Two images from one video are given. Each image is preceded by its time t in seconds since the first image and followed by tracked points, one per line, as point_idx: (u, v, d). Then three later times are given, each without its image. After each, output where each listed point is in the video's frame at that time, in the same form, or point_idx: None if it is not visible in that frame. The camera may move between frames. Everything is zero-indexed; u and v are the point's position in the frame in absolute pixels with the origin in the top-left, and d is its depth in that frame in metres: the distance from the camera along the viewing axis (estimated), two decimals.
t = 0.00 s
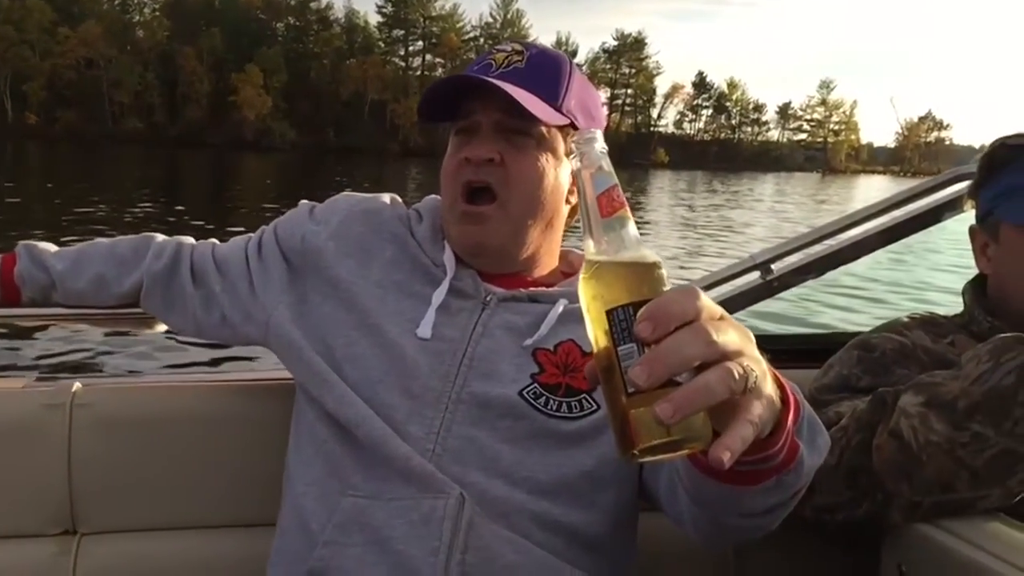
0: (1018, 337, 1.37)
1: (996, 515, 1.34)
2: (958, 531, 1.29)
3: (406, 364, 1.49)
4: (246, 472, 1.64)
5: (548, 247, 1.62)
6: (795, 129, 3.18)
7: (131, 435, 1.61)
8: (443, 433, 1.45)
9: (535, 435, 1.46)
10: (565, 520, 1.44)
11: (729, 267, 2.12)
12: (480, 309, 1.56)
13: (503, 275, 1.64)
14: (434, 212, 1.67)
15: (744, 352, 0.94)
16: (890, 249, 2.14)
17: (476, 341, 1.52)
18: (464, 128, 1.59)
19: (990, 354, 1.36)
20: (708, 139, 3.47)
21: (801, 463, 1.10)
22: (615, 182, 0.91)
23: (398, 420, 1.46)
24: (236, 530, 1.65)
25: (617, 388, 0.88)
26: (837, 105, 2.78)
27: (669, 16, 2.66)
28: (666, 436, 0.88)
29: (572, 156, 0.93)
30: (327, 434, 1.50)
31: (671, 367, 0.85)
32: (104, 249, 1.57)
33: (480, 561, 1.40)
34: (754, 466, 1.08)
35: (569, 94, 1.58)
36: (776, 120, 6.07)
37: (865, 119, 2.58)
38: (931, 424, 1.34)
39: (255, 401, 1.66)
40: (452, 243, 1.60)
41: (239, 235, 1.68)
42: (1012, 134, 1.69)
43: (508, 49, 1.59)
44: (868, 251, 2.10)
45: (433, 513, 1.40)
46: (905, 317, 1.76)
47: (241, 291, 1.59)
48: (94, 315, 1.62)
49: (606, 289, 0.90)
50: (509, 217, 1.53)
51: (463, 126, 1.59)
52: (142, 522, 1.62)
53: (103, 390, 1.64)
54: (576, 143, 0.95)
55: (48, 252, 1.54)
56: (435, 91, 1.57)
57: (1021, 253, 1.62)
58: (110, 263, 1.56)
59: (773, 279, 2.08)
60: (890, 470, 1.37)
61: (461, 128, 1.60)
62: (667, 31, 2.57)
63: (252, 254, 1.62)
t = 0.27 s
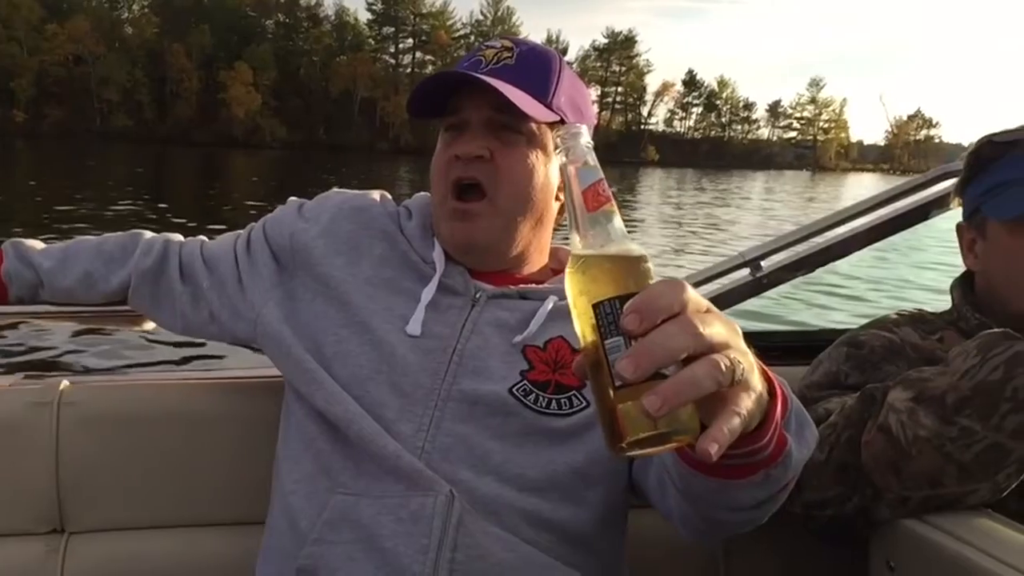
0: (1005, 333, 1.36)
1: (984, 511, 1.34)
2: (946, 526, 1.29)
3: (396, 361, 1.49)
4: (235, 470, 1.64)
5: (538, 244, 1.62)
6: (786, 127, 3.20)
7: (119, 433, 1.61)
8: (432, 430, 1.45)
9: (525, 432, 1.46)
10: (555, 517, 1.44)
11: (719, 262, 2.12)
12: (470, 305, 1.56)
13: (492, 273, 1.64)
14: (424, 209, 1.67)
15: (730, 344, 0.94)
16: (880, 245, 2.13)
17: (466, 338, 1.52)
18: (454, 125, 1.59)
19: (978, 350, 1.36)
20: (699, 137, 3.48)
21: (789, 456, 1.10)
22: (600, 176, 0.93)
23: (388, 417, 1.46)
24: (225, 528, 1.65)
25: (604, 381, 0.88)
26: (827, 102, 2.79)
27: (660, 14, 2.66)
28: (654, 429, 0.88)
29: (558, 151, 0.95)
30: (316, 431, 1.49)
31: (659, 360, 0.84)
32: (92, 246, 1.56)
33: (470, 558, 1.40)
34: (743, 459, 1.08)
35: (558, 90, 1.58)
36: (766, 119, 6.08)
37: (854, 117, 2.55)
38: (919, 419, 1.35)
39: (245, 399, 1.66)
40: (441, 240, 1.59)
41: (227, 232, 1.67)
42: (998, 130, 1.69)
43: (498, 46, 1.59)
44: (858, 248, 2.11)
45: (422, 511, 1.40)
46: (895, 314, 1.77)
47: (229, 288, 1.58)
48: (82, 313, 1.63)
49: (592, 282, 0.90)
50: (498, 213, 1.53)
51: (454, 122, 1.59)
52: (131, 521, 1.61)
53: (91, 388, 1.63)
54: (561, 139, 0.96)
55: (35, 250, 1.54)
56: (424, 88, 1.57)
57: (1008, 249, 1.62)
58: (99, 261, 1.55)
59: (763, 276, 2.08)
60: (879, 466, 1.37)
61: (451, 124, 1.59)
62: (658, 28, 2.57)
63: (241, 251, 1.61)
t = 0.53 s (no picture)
0: (993, 331, 1.39)
1: (973, 508, 1.35)
2: (935, 524, 1.29)
3: (387, 360, 1.48)
4: (226, 470, 1.63)
5: (528, 242, 1.62)
6: (776, 126, 3.18)
7: (109, 433, 1.60)
8: (423, 429, 1.45)
9: (516, 431, 1.46)
10: (546, 516, 1.44)
11: (710, 262, 2.13)
12: (460, 305, 1.56)
13: (483, 271, 1.63)
14: (414, 208, 1.67)
15: (717, 339, 0.94)
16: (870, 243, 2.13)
17: (457, 337, 1.52)
18: (444, 124, 1.58)
19: (967, 347, 1.38)
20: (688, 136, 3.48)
21: (778, 451, 1.11)
22: (587, 173, 0.93)
23: (378, 416, 1.46)
24: (216, 528, 1.64)
25: (593, 377, 0.88)
26: (817, 102, 2.80)
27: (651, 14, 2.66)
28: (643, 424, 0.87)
29: (544, 148, 0.95)
30: (306, 431, 1.49)
31: (646, 354, 0.84)
32: (81, 246, 1.55)
33: (461, 558, 1.39)
34: (731, 456, 1.08)
35: (549, 89, 1.58)
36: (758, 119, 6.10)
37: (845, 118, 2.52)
38: (909, 416, 1.35)
39: (235, 398, 1.65)
40: (432, 239, 1.59)
41: (217, 231, 1.67)
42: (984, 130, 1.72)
43: (488, 45, 1.59)
44: (848, 247, 2.11)
45: (413, 510, 1.40)
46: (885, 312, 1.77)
47: (219, 288, 1.58)
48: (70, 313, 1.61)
49: (580, 278, 0.90)
50: (489, 211, 1.53)
51: (444, 121, 1.59)
52: (121, 520, 1.60)
53: (80, 388, 1.62)
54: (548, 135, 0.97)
55: (24, 249, 1.52)
56: (414, 86, 1.57)
57: (997, 248, 1.62)
58: (88, 260, 1.54)
59: (753, 275, 2.09)
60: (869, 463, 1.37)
61: (441, 123, 1.59)
62: (649, 27, 2.58)
63: (231, 250, 1.61)
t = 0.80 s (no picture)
0: (981, 330, 1.40)
1: (962, 506, 1.35)
2: (924, 522, 1.29)
3: (378, 360, 1.48)
4: (218, 471, 1.63)
5: (519, 243, 1.62)
6: (766, 126, 3.23)
7: (100, 434, 1.60)
8: (414, 430, 1.45)
9: (507, 431, 1.46)
10: (537, 516, 1.44)
11: (701, 261, 2.13)
12: (451, 305, 1.55)
13: (473, 271, 1.63)
14: (405, 208, 1.67)
15: (704, 334, 0.94)
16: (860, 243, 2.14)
17: (448, 337, 1.52)
18: (435, 124, 1.58)
19: (955, 345, 1.39)
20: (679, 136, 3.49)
21: (767, 448, 1.11)
22: (572, 170, 0.93)
23: (369, 417, 1.46)
24: (207, 529, 1.64)
25: (580, 373, 0.88)
26: (807, 102, 2.80)
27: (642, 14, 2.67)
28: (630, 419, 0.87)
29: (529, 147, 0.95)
30: (297, 431, 1.49)
31: (632, 350, 0.84)
32: (70, 247, 1.54)
33: (452, 558, 1.40)
34: (720, 452, 1.09)
35: (540, 89, 1.58)
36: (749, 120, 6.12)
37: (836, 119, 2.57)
38: (898, 414, 1.36)
39: (226, 399, 1.65)
40: (422, 239, 1.59)
41: (207, 232, 1.66)
42: (972, 131, 1.76)
43: (478, 45, 1.60)
44: (838, 247, 2.12)
45: (404, 510, 1.40)
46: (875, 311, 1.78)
47: (209, 289, 1.58)
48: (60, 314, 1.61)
49: (567, 276, 0.91)
50: (479, 211, 1.53)
51: (434, 121, 1.59)
52: (111, 522, 1.59)
53: (71, 389, 1.62)
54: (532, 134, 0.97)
55: (13, 250, 1.52)
56: (405, 87, 1.57)
57: (985, 248, 1.65)
58: (77, 262, 1.53)
59: (743, 274, 2.09)
60: (859, 462, 1.38)
61: (432, 123, 1.59)
62: (641, 27, 2.58)
63: (221, 251, 1.60)
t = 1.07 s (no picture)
0: (971, 328, 1.40)
1: (954, 505, 1.36)
2: (916, 521, 1.29)
3: (370, 361, 1.48)
4: (210, 472, 1.63)
5: (512, 244, 1.62)
6: (760, 127, 3.18)
7: (92, 436, 1.59)
8: (407, 431, 1.45)
9: (500, 431, 1.46)
10: (530, 516, 1.44)
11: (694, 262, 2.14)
12: (444, 306, 1.55)
13: (466, 272, 1.63)
14: (398, 209, 1.66)
15: (692, 329, 0.94)
16: (853, 243, 2.14)
17: (441, 337, 1.52)
18: (428, 125, 1.59)
19: (946, 344, 1.39)
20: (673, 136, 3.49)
21: (757, 444, 1.12)
22: (559, 169, 0.93)
23: (362, 418, 1.46)
24: (200, 531, 1.64)
25: (568, 370, 0.88)
26: (801, 103, 2.81)
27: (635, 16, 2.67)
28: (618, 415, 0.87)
29: (516, 146, 0.96)
30: (290, 432, 1.49)
31: (619, 345, 0.85)
32: (63, 248, 1.54)
33: (444, 558, 1.40)
34: (710, 449, 1.09)
35: (532, 90, 1.58)
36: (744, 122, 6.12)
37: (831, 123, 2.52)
38: (890, 412, 1.36)
39: (218, 400, 1.65)
40: (415, 240, 1.59)
41: (200, 234, 1.66)
42: (962, 131, 1.79)
43: (471, 46, 1.60)
44: (831, 247, 2.12)
45: (397, 511, 1.40)
46: (867, 311, 1.78)
47: (202, 290, 1.58)
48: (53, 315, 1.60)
49: (556, 273, 0.91)
50: (472, 212, 1.53)
51: (427, 123, 1.59)
52: (104, 524, 1.59)
53: (63, 391, 1.62)
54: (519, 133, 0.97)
55: (5, 252, 1.52)
56: (397, 88, 1.57)
57: (974, 247, 1.66)
58: (70, 263, 1.53)
59: (737, 275, 2.09)
60: (851, 461, 1.38)
61: (424, 124, 1.59)
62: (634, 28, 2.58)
63: (214, 252, 1.60)
